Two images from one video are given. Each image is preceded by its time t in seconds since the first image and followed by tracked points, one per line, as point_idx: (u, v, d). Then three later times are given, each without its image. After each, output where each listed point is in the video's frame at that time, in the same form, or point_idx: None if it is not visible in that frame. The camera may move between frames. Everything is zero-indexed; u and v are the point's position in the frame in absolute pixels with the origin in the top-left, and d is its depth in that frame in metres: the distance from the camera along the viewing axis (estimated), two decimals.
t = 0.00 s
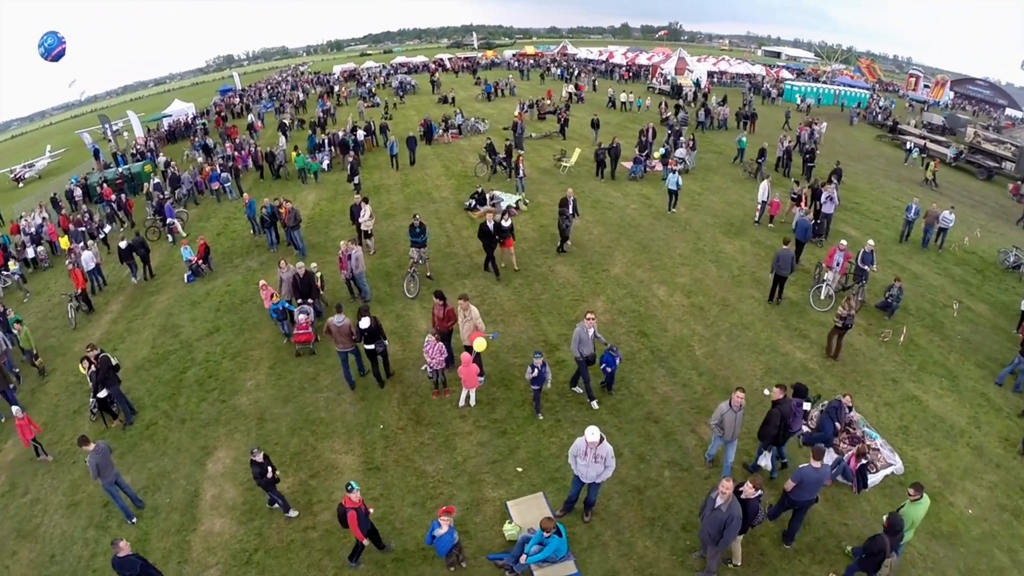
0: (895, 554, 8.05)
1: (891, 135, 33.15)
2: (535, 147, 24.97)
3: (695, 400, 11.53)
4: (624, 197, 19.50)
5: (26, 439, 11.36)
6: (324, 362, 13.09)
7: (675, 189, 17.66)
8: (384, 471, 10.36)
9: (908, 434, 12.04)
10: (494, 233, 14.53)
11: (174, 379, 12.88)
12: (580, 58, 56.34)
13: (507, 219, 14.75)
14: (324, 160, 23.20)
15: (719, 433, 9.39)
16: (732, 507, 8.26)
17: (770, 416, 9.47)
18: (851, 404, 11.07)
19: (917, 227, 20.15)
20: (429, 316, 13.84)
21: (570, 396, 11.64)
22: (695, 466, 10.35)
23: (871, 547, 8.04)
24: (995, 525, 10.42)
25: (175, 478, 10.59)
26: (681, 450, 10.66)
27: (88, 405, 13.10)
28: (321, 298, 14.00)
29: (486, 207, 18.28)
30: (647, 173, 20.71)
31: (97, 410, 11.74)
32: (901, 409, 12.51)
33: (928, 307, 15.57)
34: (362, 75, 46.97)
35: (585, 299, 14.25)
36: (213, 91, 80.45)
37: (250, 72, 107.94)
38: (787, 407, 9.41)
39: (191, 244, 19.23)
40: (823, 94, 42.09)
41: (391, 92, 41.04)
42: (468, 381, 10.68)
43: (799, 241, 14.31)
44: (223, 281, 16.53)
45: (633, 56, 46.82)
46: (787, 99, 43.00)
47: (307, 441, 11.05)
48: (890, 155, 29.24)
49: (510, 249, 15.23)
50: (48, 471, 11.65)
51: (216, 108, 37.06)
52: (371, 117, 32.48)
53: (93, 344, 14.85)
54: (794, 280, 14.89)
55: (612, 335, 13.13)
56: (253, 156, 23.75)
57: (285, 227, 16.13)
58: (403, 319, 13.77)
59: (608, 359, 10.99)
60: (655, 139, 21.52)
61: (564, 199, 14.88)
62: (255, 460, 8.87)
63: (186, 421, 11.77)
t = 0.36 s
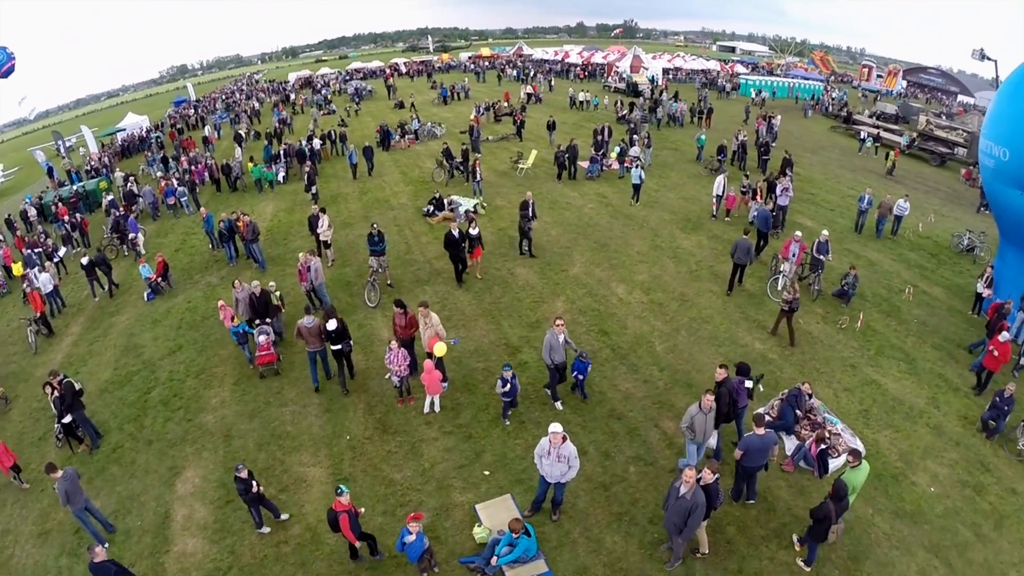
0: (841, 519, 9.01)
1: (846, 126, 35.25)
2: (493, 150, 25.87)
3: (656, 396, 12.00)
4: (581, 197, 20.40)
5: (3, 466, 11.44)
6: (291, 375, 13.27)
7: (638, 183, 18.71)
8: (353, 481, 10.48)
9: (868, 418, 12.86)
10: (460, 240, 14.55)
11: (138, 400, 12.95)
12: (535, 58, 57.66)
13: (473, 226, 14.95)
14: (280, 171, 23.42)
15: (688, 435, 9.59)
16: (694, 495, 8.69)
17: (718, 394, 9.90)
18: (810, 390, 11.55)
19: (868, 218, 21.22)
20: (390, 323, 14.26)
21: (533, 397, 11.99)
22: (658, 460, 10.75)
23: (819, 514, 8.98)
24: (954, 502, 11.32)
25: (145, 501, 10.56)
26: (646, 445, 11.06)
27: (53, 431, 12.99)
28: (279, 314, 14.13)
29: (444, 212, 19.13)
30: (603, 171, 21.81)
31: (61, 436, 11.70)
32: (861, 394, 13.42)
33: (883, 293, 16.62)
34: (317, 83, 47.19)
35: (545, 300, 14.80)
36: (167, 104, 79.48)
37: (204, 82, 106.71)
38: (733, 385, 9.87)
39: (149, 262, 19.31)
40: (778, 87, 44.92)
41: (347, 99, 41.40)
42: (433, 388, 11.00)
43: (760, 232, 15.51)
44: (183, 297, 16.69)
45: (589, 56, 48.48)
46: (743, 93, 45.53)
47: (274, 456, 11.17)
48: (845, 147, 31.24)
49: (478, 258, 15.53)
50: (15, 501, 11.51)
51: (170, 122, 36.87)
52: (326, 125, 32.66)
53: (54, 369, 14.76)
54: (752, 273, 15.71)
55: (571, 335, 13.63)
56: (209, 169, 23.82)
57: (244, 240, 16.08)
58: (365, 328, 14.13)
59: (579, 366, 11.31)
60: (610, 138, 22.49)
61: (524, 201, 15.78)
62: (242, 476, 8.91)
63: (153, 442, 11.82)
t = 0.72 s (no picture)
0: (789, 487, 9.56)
1: (805, 118, 37.11)
2: (454, 155, 26.76)
3: (621, 394, 12.63)
4: (543, 199, 21.50)
5: None
6: (263, 389, 13.60)
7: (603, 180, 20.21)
8: (324, 493, 10.80)
9: (831, 406, 13.58)
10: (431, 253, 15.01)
11: (106, 422, 13.08)
12: (493, 60, 59.04)
13: (446, 238, 15.30)
14: (241, 184, 23.68)
15: (664, 443, 9.98)
16: (662, 490, 9.07)
17: (664, 376, 10.62)
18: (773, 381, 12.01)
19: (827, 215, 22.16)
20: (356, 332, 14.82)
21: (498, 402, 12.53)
22: (625, 457, 11.32)
23: (767, 483, 9.57)
24: (920, 483, 12.09)
25: (120, 523, 10.60)
26: (612, 444, 11.61)
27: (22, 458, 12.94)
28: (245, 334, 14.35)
29: (406, 219, 19.84)
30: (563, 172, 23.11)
31: (31, 463, 11.72)
32: (824, 382, 14.13)
33: (845, 283, 17.73)
34: (276, 90, 47.44)
35: (509, 303, 15.60)
36: (124, 116, 78.54)
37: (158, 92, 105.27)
38: (679, 366, 10.55)
39: (111, 279, 19.42)
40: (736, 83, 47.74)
41: (306, 106, 41.74)
42: (399, 396, 11.67)
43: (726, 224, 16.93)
44: (148, 315, 16.93)
45: (548, 57, 50.52)
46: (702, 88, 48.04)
47: (247, 472, 11.39)
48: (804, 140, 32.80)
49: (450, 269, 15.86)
50: None
51: (128, 135, 36.70)
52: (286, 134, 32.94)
53: (19, 392, 14.71)
54: (715, 268, 16.83)
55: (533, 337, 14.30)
56: (168, 183, 23.94)
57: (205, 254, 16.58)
58: (332, 339, 14.59)
59: (554, 373, 11.75)
60: (571, 139, 23.66)
61: (489, 206, 16.73)
62: (239, 486, 9.00)
63: (124, 463, 11.92)
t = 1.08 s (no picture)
0: (742, 463, 10.42)
1: (765, 113, 38.45)
2: (416, 160, 27.19)
3: (585, 394, 13.02)
4: (505, 203, 22.18)
5: None
6: (231, 403, 13.61)
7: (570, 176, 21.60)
8: (298, 506, 10.83)
9: (796, 396, 13.88)
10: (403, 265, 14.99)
11: (76, 445, 12.90)
12: (454, 63, 59.83)
13: (417, 248, 15.23)
14: (201, 198, 23.67)
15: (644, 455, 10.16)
16: (632, 486, 9.22)
17: (613, 366, 11.17)
18: (736, 373, 12.12)
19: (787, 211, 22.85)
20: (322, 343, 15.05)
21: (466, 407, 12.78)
22: (594, 456, 11.60)
23: (722, 462, 10.41)
24: (885, 467, 12.43)
25: (93, 547, 10.45)
26: (581, 443, 11.89)
27: None
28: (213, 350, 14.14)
29: (370, 226, 20.18)
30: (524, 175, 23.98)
31: None
32: (787, 372, 14.47)
33: (806, 275, 18.45)
34: (236, 99, 47.18)
35: (474, 308, 16.00)
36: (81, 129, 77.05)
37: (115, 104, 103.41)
38: (628, 355, 11.13)
39: (75, 299, 19.29)
40: (695, 80, 49.59)
41: (267, 114, 41.61)
42: (367, 406, 11.93)
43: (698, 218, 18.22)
44: (113, 334, 16.84)
45: (508, 58, 52.10)
46: (660, 86, 49.68)
47: (219, 489, 11.38)
48: (764, 135, 33.89)
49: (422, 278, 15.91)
50: None
51: (86, 149, 36.10)
52: (248, 143, 32.88)
53: None
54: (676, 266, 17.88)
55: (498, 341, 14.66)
56: (127, 199, 23.65)
57: (170, 270, 16.81)
58: (299, 350, 14.79)
59: (533, 381, 11.72)
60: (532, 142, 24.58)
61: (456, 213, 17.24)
62: (237, 496, 9.19)
63: (95, 486, 11.78)
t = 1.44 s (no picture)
0: (692, 443, 10.73)
1: (727, 108, 39.31)
2: (381, 164, 27.31)
3: (553, 394, 13.27)
4: (470, 206, 22.50)
5: None
6: (203, 416, 13.56)
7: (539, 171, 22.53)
8: (274, 517, 10.82)
9: (763, 387, 14.14)
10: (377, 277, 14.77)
11: (48, 467, 12.75)
12: (418, 66, 60.09)
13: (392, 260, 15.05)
14: (164, 212, 23.50)
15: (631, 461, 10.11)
16: (601, 482, 9.33)
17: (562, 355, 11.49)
18: (704, 368, 12.33)
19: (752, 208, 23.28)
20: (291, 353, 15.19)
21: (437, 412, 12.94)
22: (565, 455, 11.82)
23: (672, 443, 10.76)
24: (853, 452, 12.72)
25: (69, 569, 10.31)
26: (552, 443, 12.13)
27: None
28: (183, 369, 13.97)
29: (336, 233, 20.19)
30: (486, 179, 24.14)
31: None
32: (754, 364, 14.74)
33: (772, 267, 18.86)
34: (199, 108, 46.70)
35: (441, 313, 16.21)
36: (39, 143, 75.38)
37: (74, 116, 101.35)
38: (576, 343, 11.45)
39: (40, 317, 19.14)
40: (659, 78, 50.00)
41: (230, 122, 41.27)
42: (338, 414, 12.08)
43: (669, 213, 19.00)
44: (80, 353, 16.72)
45: (472, 60, 52.80)
46: (623, 84, 50.49)
47: (194, 503, 11.34)
48: (727, 130, 34.61)
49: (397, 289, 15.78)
50: None
51: (47, 164, 35.48)
52: (212, 152, 32.63)
53: None
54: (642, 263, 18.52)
55: (466, 345, 14.87)
56: (91, 214, 23.47)
57: (135, 284, 16.82)
58: (268, 361, 14.91)
59: (510, 391, 11.81)
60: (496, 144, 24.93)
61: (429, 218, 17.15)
62: (230, 500, 9.21)
63: (69, 507, 11.64)
